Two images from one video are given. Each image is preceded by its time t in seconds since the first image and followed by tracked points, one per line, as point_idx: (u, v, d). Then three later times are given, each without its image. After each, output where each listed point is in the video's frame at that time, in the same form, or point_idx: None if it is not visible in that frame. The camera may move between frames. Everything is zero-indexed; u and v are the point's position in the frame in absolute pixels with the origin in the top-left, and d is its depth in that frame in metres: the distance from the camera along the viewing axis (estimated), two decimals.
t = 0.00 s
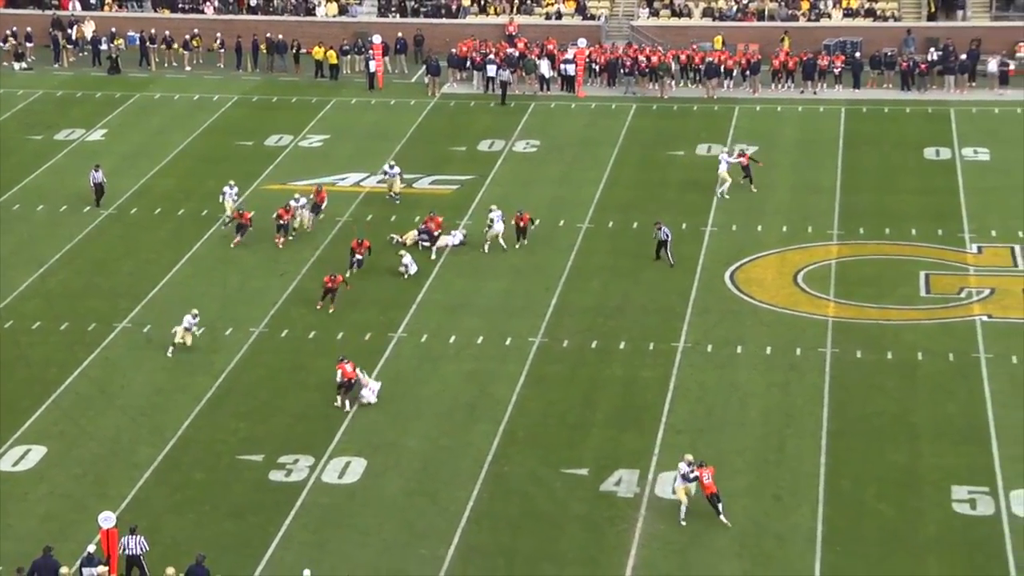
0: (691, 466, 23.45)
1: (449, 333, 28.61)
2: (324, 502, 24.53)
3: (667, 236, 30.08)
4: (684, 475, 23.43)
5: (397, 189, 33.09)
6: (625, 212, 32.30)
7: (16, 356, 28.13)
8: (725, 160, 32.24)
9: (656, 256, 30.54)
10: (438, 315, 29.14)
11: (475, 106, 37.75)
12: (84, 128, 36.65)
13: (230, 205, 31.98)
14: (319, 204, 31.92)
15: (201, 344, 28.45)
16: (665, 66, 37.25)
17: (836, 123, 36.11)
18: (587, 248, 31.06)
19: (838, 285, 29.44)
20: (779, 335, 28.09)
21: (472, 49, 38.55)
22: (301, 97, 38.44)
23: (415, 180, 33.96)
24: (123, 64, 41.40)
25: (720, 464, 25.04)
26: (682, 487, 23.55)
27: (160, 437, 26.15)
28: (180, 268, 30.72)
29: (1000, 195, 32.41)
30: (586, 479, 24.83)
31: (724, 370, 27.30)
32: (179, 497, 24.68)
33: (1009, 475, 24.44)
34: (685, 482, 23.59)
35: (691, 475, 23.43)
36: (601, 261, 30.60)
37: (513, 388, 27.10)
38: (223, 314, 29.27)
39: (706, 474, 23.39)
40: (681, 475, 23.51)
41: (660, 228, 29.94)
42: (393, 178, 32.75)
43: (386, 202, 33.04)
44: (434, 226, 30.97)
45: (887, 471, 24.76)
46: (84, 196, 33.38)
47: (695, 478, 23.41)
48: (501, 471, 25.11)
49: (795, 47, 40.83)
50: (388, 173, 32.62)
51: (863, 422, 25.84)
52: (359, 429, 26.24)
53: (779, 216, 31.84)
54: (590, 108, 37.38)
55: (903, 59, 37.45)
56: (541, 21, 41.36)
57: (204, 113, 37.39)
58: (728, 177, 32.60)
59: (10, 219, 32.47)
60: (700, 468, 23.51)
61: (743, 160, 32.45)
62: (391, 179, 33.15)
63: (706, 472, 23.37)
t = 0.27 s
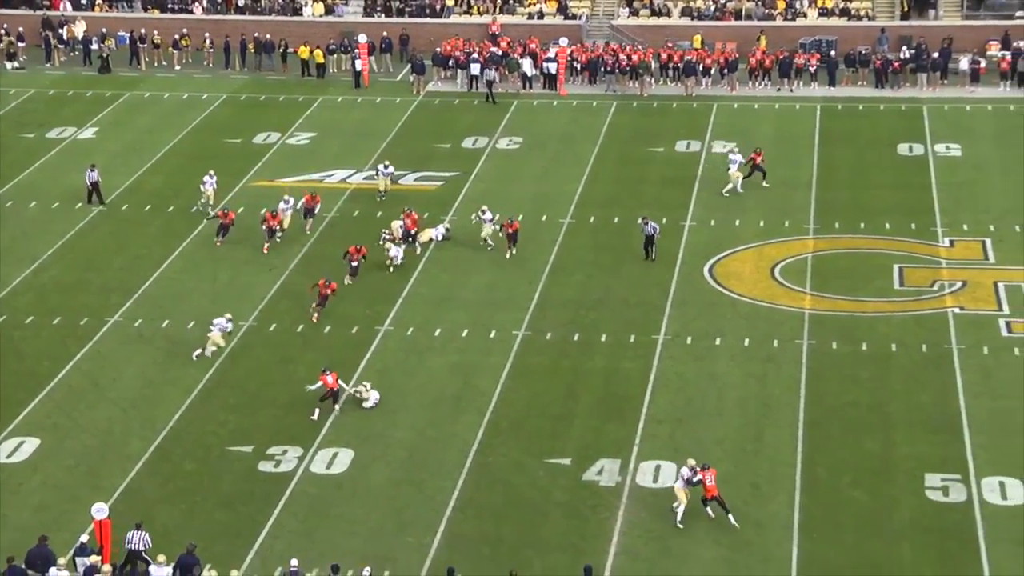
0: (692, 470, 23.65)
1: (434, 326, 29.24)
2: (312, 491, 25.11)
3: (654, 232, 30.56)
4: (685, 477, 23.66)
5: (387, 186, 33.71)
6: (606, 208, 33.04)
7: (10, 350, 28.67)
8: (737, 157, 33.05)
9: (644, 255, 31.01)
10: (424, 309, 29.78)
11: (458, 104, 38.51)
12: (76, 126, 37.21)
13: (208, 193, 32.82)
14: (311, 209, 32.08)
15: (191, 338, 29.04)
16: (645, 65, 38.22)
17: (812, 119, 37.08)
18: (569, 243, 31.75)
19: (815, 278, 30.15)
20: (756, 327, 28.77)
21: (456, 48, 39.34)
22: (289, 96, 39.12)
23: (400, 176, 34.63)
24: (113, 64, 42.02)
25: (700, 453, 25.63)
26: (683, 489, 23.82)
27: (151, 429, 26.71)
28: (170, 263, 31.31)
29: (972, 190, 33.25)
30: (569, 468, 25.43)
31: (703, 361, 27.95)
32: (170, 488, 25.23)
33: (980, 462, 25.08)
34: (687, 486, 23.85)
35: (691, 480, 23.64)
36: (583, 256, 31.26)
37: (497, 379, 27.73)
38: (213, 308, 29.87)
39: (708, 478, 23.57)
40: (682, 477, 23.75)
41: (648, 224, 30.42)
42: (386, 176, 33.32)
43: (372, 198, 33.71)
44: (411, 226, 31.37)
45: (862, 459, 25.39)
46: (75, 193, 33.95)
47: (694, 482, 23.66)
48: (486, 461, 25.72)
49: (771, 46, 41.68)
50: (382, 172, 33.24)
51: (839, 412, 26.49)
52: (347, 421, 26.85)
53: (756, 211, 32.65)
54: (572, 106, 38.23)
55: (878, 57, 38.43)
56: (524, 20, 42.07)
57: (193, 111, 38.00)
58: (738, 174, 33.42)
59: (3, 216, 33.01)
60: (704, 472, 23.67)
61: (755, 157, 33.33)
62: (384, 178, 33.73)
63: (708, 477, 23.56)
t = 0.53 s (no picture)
0: (690, 473, 23.77)
1: (419, 320, 29.86)
2: (300, 481, 25.65)
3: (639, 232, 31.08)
4: (682, 477, 23.82)
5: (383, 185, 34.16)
6: (587, 203, 33.78)
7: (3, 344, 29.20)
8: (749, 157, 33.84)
9: (628, 255, 31.63)
10: (409, 303, 30.40)
11: (441, 102, 39.19)
12: (67, 124, 37.77)
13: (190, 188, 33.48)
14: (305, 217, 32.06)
15: (181, 332, 29.60)
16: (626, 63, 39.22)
17: (788, 117, 38.15)
18: (551, 238, 32.43)
19: (791, 272, 30.89)
20: (734, 320, 29.44)
21: (441, 47, 40.12)
22: (276, 94, 39.82)
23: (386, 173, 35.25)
24: (104, 63, 42.71)
25: (679, 443, 26.24)
26: (683, 488, 23.97)
27: (142, 421, 27.24)
28: (160, 259, 31.88)
29: (944, 187, 34.17)
30: (552, 459, 25.99)
31: (682, 354, 28.59)
32: (161, 479, 25.74)
33: (953, 449, 25.70)
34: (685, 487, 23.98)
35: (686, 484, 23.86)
36: (565, 251, 31.94)
37: (481, 372, 28.32)
38: (203, 303, 30.45)
39: (704, 483, 23.61)
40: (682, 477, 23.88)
41: (633, 225, 30.95)
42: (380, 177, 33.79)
43: (358, 195, 34.34)
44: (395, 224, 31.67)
45: (838, 447, 25.98)
46: (66, 190, 34.51)
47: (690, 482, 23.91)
48: (471, 451, 26.29)
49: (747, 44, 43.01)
50: (375, 172, 33.71)
51: (816, 401, 27.11)
52: (334, 413, 27.42)
53: (735, 207, 33.50)
54: (554, 104, 39.11)
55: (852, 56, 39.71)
56: (506, 19, 42.99)
57: (182, 110, 38.62)
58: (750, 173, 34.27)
59: None
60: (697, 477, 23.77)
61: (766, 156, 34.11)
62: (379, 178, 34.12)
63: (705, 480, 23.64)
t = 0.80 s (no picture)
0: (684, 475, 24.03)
1: (398, 314, 30.50)
2: (282, 472, 26.21)
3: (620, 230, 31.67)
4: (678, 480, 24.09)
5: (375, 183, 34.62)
6: (561, 200, 34.50)
7: None
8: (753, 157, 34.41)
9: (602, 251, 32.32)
10: (388, 298, 31.04)
11: (418, 101, 39.86)
12: (50, 124, 38.34)
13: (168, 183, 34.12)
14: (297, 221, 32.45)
15: (164, 327, 30.17)
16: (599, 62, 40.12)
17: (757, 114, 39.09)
18: (526, 233, 33.13)
19: (761, 266, 31.66)
20: (705, 313, 30.15)
21: (418, 47, 40.81)
22: (256, 92, 40.49)
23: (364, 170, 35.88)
24: (86, 63, 43.40)
25: (652, 433, 26.88)
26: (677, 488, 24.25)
27: (126, 415, 27.78)
28: (143, 255, 32.45)
29: (909, 183, 35.03)
30: (528, 449, 26.60)
31: (655, 346, 29.25)
32: (145, 471, 26.26)
33: (918, 437, 26.37)
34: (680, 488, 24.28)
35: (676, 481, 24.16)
36: (540, 246, 32.63)
37: (458, 365, 28.95)
38: (185, 298, 31.03)
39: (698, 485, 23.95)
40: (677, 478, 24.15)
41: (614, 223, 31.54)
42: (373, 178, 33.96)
43: (337, 192, 34.93)
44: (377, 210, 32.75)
45: (807, 434, 26.62)
46: (50, 188, 35.07)
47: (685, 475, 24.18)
48: (449, 442, 26.89)
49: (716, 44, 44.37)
50: (368, 173, 33.91)
51: (785, 391, 27.78)
52: (314, 406, 28.00)
53: (706, 203, 34.29)
54: (529, 102, 39.87)
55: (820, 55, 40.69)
56: (481, 20, 44.07)
57: (164, 110, 39.24)
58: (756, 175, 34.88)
59: None
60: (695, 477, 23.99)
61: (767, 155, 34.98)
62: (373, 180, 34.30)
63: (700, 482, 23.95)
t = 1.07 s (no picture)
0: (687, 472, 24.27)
1: (377, 309, 31.08)
2: (263, 465, 26.71)
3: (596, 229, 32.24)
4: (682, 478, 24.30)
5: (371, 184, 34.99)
6: (537, 196, 35.15)
7: None
8: (754, 158, 34.86)
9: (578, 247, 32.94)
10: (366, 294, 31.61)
11: (395, 100, 40.52)
12: (32, 123, 38.86)
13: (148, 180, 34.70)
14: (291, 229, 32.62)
15: (147, 323, 30.68)
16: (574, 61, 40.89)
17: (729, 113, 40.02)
18: (503, 229, 33.76)
19: (732, 261, 32.35)
20: (678, 307, 30.79)
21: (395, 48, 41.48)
22: (236, 92, 41.15)
23: (343, 168, 36.47)
24: (69, 64, 44.15)
25: (626, 425, 27.47)
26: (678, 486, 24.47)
27: (109, 409, 28.26)
28: (125, 253, 32.97)
29: (876, 180, 35.85)
30: (505, 441, 27.16)
31: (629, 340, 29.87)
32: (129, 464, 26.72)
33: (887, 426, 26.99)
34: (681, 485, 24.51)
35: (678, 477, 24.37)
36: (516, 242, 33.25)
37: (437, 359, 29.51)
38: (167, 295, 31.55)
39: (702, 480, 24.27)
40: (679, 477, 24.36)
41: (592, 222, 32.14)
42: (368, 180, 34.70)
43: (316, 189, 35.49)
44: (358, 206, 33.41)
45: (778, 425, 27.21)
46: (32, 186, 35.57)
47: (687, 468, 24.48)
48: (428, 435, 27.44)
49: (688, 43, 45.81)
50: (365, 175, 34.61)
51: (756, 382, 28.41)
52: (295, 400, 28.51)
53: (678, 199, 35.02)
54: (505, 101, 40.56)
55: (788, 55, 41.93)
56: (456, 20, 45.42)
57: (145, 110, 39.82)
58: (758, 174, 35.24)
59: None
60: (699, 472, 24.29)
61: (763, 149, 35.19)
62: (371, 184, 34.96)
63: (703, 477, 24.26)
